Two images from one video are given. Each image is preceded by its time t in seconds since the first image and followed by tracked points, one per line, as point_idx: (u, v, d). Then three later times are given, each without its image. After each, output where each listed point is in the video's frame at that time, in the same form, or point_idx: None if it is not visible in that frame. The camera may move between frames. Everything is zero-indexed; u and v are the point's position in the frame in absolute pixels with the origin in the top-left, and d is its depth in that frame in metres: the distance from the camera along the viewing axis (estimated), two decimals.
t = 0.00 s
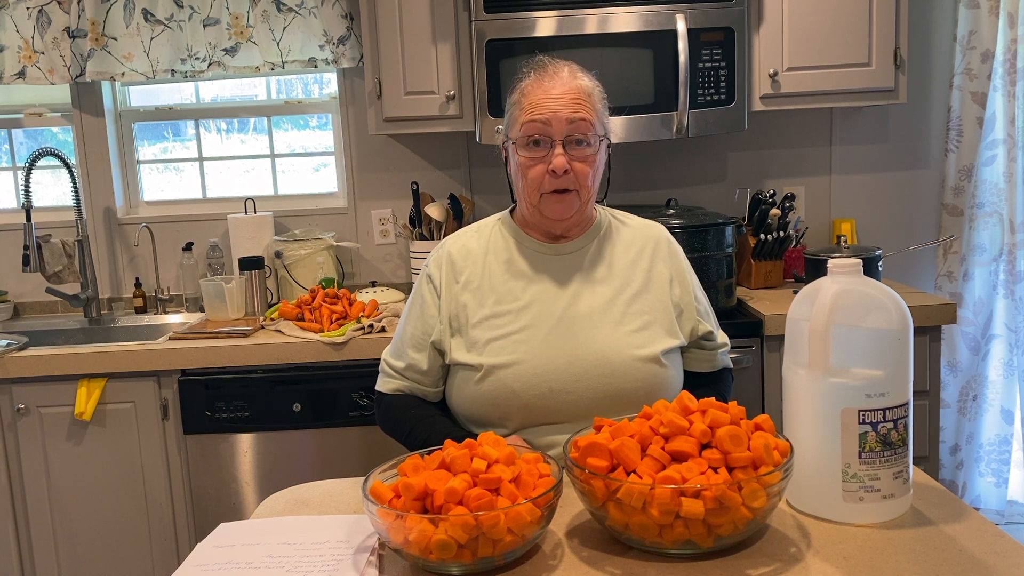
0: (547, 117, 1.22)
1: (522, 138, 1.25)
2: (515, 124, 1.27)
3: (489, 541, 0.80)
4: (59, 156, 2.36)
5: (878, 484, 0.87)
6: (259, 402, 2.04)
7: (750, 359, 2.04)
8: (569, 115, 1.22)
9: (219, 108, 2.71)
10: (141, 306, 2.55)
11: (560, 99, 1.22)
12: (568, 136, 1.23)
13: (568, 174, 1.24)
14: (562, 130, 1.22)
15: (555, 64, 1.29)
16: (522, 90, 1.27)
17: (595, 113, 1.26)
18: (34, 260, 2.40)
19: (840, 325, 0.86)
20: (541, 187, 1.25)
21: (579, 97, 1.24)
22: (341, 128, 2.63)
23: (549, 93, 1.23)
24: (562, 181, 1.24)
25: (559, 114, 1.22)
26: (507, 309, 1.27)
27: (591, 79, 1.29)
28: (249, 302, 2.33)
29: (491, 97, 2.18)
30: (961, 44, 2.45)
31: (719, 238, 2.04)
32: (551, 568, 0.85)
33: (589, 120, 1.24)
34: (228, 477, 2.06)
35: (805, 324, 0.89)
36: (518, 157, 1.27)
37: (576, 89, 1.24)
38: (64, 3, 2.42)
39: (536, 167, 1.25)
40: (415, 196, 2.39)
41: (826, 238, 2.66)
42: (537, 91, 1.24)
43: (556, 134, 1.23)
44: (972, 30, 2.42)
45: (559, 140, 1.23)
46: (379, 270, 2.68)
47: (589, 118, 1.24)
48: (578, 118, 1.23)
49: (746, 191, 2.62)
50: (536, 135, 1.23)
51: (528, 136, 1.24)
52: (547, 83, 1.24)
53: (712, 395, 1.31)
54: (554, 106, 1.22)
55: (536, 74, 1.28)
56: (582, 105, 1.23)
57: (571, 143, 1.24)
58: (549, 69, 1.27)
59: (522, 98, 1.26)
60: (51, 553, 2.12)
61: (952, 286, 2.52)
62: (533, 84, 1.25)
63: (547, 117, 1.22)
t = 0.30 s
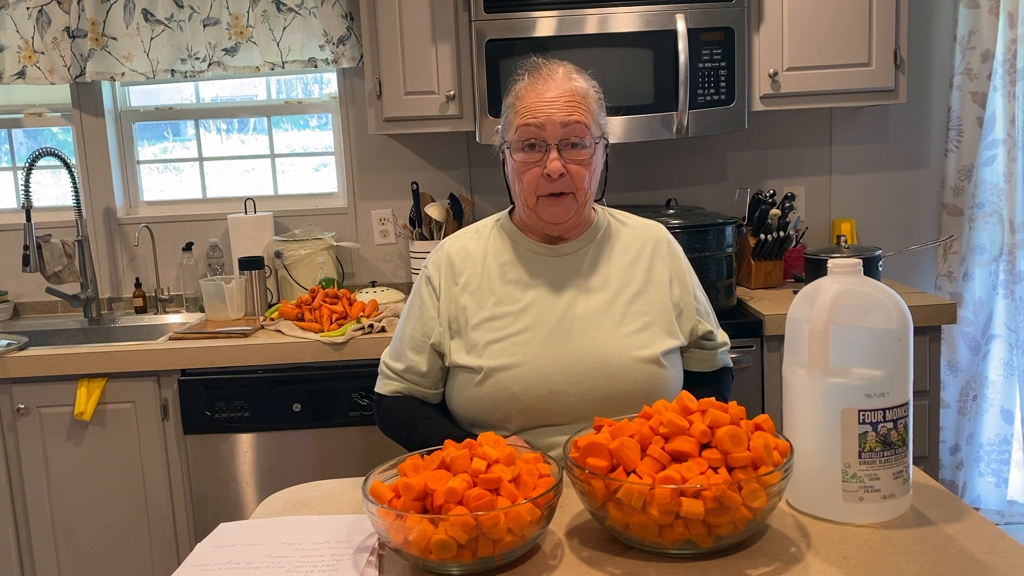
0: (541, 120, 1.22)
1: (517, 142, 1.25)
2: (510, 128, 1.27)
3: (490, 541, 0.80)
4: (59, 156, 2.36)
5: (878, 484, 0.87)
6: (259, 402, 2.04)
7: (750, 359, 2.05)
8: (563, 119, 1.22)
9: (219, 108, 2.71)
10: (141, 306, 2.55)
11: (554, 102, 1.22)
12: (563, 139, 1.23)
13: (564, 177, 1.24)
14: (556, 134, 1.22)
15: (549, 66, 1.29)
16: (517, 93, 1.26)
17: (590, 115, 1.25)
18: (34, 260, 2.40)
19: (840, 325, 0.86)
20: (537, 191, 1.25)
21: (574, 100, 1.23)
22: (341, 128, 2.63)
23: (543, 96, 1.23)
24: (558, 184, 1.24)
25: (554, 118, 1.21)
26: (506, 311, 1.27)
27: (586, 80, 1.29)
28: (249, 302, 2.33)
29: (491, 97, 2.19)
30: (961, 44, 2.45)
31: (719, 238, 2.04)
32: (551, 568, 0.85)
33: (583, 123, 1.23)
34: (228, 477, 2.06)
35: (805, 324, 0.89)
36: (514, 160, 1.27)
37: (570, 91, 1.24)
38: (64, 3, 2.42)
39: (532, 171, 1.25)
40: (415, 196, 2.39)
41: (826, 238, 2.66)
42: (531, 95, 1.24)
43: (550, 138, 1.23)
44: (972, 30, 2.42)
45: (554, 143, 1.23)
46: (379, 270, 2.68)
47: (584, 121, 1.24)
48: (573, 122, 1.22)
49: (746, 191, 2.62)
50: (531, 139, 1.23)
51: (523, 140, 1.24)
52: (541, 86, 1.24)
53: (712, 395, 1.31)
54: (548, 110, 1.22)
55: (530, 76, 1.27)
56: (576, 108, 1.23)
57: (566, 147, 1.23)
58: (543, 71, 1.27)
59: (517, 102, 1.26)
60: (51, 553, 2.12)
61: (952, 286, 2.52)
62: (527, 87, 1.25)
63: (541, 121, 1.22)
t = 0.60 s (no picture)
0: (538, 122, 1.22)
1: (515, 144, 1.25)
2: (508, 129, 1.27)
3: (489, 541, 0.80)
4: (59, 156, 2.36)
5: (878, 484, 0.87)
6: (259, 402, 2.04)
7: (750, 359, 2.05)
8: (561, 120, 1.22)
9: (219, 108, 2.71)
10: (141, 306, 2.55)
11: (551, 103, 1.22)
12: (561, 140, 1.23)
13: (562, 178, 1.24)
14: (554, 135, 1.22)
15: (546, 67, 1.29)
16: (514, 95, 1.26)
17: (588, 116, 1.25)
18: (34, 260, 2.40)
19: (840, 325, 0.86)
20: (535, 192, 1.25)
21: (571, 101, 1.23)
22: (341, 128, 2.63)
23: (541, 98, 1.23)
24: (556, 185, 1.24)
25: (551, 119, 1.21)
26: (505, 310, 1.27)
27: (583, 82, 1.29)
28: (249, 302, 2.33)
29: (490, 97, 2.19)
30: (961, 44, 2.45)
31: (719, 238, 2.04)
32: (551, 568, 0.85)
33: (581, 124, 1.23)
34: (228, 477, 2.06)
35: (804, 324, 0.89)
36: (512, 162, 1.26)
37: (568, 93, 1.24)
38: (64, 3, 2.42)
39: (530, 172, 1.25)
40: (415, 196, 2.39)
41: (826, 238, 2.66)
42: (529, 96, 1.24)
43: (548, 139, 1.23)
44: (972, 30, 2.42)
45: (552, 145, 1.23)
46: (379, 270, 2.68)
47: (581, 122, 1.24)
48: (570, 123, 1.22)
49: (746, 191, 2.62)
50: (528, 141, 1.23)
51: (521, 142, 1.24)
52: (538, 88, 1.24)
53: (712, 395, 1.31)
54: (545, 112, 1.22)
55: (527, 78, 1.27)
56: (573, 109, 1.23)
57: (564, 148, 1.23)
58: (540, 73, 1.27)
59: (514, 103, 1.26)
60: (51, 553, 2.12)
61: (952, 286, 2.52)
62: (524, 88, 1.25)
63: (539, 122, 1.22)
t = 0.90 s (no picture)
0: (530, 117, 1.22)
1: (508, 142, 1.25)
2: (501, 128, 1.27)
3: (489, 541, 0.80)
4: (59, 156, 2.36)
5: (878, 484, 0.87)
6: (259, 401, 2.04)
7: (750, 359, 2.05)
8: (552, 114, 1.22)
9: (219, 108, 2.71)
10: (141, 305, 2.55)
11: (542, 99, 1.23)
12: (553, 134, 1.23)
13: (556, 173, 1.24)
14: (546, 130, 1.23)
15: (537, 66, 1.30)
16: (506, 94, 1.27)
17: (579, 111, 1.26)
18: (34, 260, 2.40)
19: (840, 324, 0.86)
20: (530, 188, 1.25)
21: (561, 96, 1.24)
22: (341, 128, 2.63)
23: (532, 94, 1.23)
24: (551, 180, 1.24)
25: (542, 114, 1.22)
26: (504, 308, 1.27)
27: (574, 78, 1.30)
28: (249, 302, 2.33)
29: (491, 97, 2.19)
30: (961, 45, 2.45)
31: (719, 238, 2.04)
32: (551, 568, 0.85)
33: (572, 118, 1.24)
34: (228, 477, 2.06)
35: (804, 324, 0.89)
36: (506, 159, 1.27)
37: (558, 88, 1.25)
38: (64, 3, 2.42)
39: (524, 168, 1.25)
40: (415, 196, 2.39)
41: (826, 238, 2.66)
42: (520, 94, 1.25)
43: (540, 134, 1.23)
44: (972, 31, 2.42)
45: (544, 139, 1.23)
46: (379, 270, 2.68)
47: (573, 116, 1.24)
48: (562, 117, 1.23)
49: (746, 191, 2.62)
50: (521, 137, 1.24)
51: (513, 139, 1.24)
52: (529, 84, 1.25)
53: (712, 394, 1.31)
54: (536, 107, 1.22)
55: (519, 77, 1.28)
56: (564, 103, 1.23)
57: (557, 142, 1.24)
58: (531, 71, 1.28)
59: (506, 102, 1.27)
60: (51, 553, 2.12)
61: (952, 286, 2.52)
62: (515, 86, 1.26)
63: (530, 118, 1.22)
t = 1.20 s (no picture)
0: (519, 118, 1.23)
1: (501, 144, 1.26)
2: (493, 132, 1.28)
3: (489, 541, 0.80)
4: (59, 156, 2.36)
5: (879, 484, 0.87)
6: (259, 401, 2.04)
7: (750, 359, 2.04)
8: (541, 112, 1.22)
9: (219, 108, 2.71)
10: (141, 305, 2.55)
11: (529, 98, 1.23)
12: (544, 131, 1.23)
13: (551, 169, 1.24)
14: (537, 128, 1.23)
15: (522, 68, 1.31)
16: (494, 97, 1.28)
17: (568, 106, 1.26)
18: (34, 260, 2.40)
19: (840, 325, 0.86)
20: (527, 187, 1.25)
21: (548, 93, 1.24)
22: (341, 128, 2.63)
23: (519, 95, 1.24)
24: (547, 177, 1.24)
25: (532, 112, 1.22)
26: (502, 305, 1.27)
27: (560, 75, 1.30)
28: (249, 302, 2.33)
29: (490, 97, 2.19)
30: (961, 44, 2.45)
31: (719, 238, 2.04)
32: (551, 568, 0.85)
33: (562, 114, 1.24)
34: (228, 477, 2.06)
35: (804, 324, 0.89)
36: (501, 162, 1.27)
37: (545, 86, 1.25)
38: (64, 3, 2.42)
39: (520, 168, 1.25)
40: (415, 196, 2.39)
41: (825, 238, 2.66)
42: (508, 96, 1.25)
43: (532, 133, 1.23)
44: (972, 30, 2.42)
45: (537, 138, 1.24)
46: (379, 270, 2.68)
47: (562, 111, 1.24)
48: (551, 114, 1.23)
49: (746, 191, 2.62)
50: (512, 138, 1.24)
51: (506, 140, 1.25)
52: (515, 86, 1.26)
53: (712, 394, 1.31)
54: (525, 107, 1.23)
55: (505, 80, 1.29)
56: (552, 100, 1.24)
57: (549, 139, 1.24)
58: (516, 73, 1.29)
59: (496, 105, 1.28)
60: (51, 553, 2.12)
61: (952, 285, 2.52)
62: (503, 90, 1.27)
63: (520, 118, 1.23)
